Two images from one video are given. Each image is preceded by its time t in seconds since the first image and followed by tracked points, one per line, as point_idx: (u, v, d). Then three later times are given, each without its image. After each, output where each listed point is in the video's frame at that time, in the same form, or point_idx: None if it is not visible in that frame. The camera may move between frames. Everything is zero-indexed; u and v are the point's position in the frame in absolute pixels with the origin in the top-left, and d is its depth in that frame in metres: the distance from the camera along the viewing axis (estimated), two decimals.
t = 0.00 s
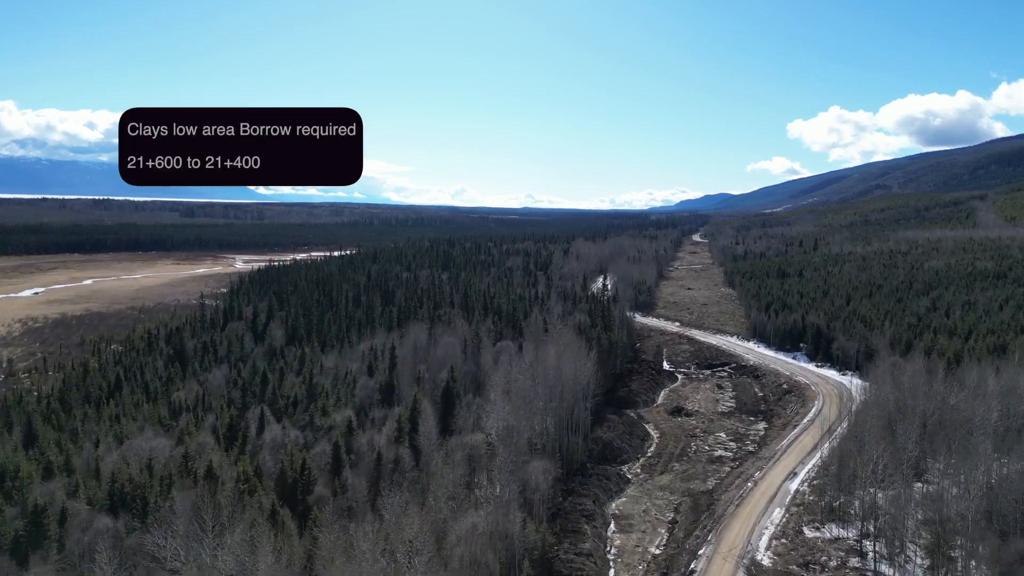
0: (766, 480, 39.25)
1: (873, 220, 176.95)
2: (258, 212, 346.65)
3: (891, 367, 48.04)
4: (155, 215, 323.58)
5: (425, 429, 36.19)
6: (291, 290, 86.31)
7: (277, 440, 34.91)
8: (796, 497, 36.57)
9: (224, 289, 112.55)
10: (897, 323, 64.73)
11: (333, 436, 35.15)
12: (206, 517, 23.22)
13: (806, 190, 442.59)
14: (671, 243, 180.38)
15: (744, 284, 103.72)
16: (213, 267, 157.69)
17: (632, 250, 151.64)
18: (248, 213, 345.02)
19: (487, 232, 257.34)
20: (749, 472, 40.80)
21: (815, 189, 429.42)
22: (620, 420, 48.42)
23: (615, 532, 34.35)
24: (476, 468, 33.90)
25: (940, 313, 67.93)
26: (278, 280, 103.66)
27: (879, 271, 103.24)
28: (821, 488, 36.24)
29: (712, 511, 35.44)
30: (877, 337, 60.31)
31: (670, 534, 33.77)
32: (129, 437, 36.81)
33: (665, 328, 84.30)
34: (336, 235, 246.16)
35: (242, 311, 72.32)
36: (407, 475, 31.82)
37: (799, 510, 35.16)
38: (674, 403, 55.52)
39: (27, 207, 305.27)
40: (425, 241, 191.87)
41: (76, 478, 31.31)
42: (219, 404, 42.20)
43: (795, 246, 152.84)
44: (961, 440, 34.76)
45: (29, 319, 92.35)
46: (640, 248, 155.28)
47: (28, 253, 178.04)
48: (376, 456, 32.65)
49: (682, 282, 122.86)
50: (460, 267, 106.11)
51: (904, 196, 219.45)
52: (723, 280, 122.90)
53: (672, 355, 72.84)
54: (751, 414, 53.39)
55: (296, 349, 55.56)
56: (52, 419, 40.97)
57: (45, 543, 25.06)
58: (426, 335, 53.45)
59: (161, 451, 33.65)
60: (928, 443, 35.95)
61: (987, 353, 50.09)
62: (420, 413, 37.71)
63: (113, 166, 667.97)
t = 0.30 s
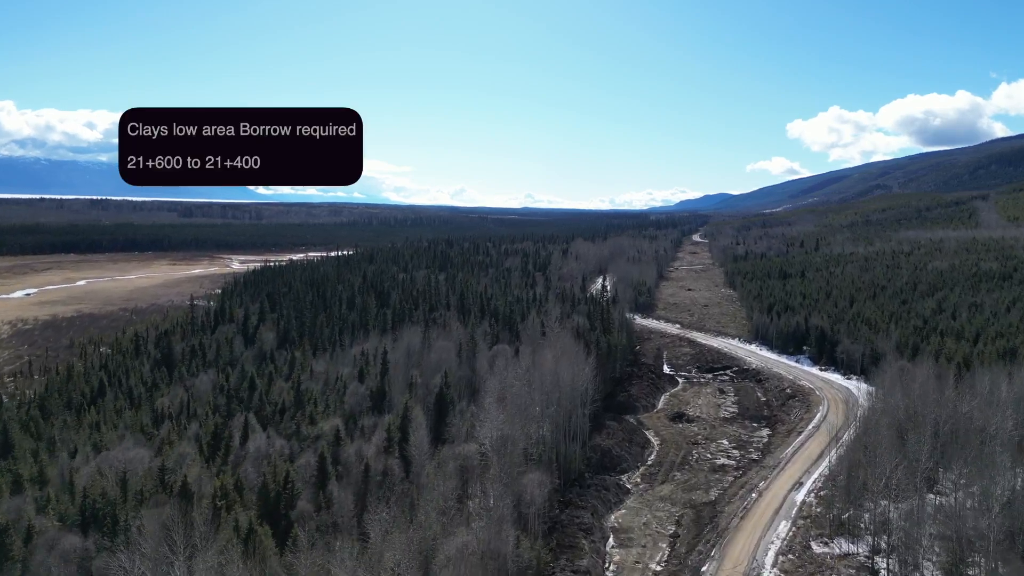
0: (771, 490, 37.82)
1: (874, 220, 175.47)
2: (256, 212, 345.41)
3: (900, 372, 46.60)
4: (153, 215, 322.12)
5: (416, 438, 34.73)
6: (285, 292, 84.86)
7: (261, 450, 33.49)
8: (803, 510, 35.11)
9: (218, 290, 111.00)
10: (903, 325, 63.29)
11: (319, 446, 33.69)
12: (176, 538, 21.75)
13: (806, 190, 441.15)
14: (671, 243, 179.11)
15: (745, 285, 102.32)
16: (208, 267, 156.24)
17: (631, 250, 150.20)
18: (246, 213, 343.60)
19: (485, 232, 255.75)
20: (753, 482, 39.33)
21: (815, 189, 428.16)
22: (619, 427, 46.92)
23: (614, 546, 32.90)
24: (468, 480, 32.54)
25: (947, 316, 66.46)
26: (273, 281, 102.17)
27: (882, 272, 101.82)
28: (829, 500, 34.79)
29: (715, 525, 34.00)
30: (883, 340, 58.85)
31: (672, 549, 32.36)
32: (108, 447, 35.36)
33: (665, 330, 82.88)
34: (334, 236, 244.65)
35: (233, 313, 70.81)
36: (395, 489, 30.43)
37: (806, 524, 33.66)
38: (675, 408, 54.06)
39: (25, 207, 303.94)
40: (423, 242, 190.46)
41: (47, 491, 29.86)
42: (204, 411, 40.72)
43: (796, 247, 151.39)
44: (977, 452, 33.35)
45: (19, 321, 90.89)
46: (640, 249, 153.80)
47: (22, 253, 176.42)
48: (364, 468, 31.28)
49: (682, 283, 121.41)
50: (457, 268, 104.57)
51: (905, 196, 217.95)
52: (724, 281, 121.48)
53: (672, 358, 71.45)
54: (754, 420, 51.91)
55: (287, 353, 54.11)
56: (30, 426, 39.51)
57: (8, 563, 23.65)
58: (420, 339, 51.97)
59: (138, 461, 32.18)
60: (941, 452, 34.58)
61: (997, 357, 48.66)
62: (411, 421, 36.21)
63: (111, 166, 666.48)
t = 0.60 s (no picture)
0: (776, 503, 36.30)
1: (876, 220, 173.91)
2: (254, 212, 344.07)
3: (909, 379, 45.13)
4: (151, 215, 320.86)
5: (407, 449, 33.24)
6: (278, 293, 83.34)
7: (245, 461, 32.03)
8: (811, 523, 33.63)
9: (212, 291, 109.44)
10: (910, 328, 61.79)
11: (305, 458, 32.23)
12: (144, 561, 20.27)
13: (806, 190, 439.61)
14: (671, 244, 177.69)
15: (746, 286, 100.86)
16: (204, 268, 154.75)
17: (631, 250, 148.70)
18: (244, 213, 342.37)
19: (484, 232, 254.26)
20: (758, 493, 37.82)
21: (815, 189, 426.85)
22: (619, 434, 45.42)
23: (613, 563, 31.42)
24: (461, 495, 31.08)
25: (954, 318, 64.98)
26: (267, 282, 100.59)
27: (886, 273, 100.22)
28: (838, 513, 33.28)
29: (719, 539, 32.52)
30: (890, 344, 57.39)
31: (674, 566, 30.85)
32: (85, 458, 33.90)
33: (666, 332, 81.36)
34: (332, 236, 243.09)
35: (225, 316, 69.29)
36: (384, 505, 28.96)
37: (814, 538, 32.20)
38: (676, 414, 52.57)
39: (22, 207, 302.16)
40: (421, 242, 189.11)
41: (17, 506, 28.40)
42: (188, 420, 39.23)
43: (797, 247, 149.91)
44: (995, 465, 31.95)
45: (9, 323, 89.34)
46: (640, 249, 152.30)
47: (17, 254, 174.85)
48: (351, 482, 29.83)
49: (683, 284, 119.91)
50: (454, 269, 103.07)
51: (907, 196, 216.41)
52: (725, 281, 119.94)
53: (673, 361, 69.97)
54: (758, 427, 50.43)
55: (278, 357, 52.58)
56: (6, 436, 38.01)
57: None
58: (414, 343, 50.41)
59: (115, 473, 30.70)
60: (956, 464, 33.13)
61: (1010, 362, 47.17)
62: (402, 431, 34.72)
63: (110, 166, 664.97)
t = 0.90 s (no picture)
0: (783, 515, 34.77)
1: (877, 220, 172.48)
2: (253, 212, 342.68)
3: (918, 385, 43.70)
4: (148, 215, 319.50)
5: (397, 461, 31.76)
6: (272, 295, 81.79)
7: (226, 473, 30.54)
8: (820, 537, 32.13)
9: (206, 292, 107.77)
10: (917, 331, 60.37)
11: (290, 470, 30.75)
12: None
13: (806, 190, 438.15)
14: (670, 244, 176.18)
15: (747, 288, 99.42)
16: (199, 269, 153.04)
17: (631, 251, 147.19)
18: (242, 213, 341.27)
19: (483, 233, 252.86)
20: (763, 505, 36.31)
21: (815, 189, 425.58)
22: (620, 442, 43.91)
23: None
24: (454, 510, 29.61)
25: (962, 321, 63.54)
26: (261, 284, 99.15)
27: (889, 274, 98.74)
28: (848, 527, 31.68)
29: (724, 556, 31.08)
30: (897, 348, 55.97)
31: None
32: (60, 470, 32.40)
33: (666, 334, 79.94)
34: (330, 236, 241.45)
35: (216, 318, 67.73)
36: (372, 523, 27.53)
37: (824, 554, 30.66)
38: (677, 420, 51.10)
39: (19, 207, 300.52)
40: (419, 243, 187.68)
41: None
42: (171, 429, 37.72)
43: (798, 247, 148.47)
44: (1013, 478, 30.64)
45: None
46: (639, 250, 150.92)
47: (11, 255, 173.07)
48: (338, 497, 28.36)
49: (683, 285, 118.44)
50: (451, 270, 101.57)
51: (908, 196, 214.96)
52: (726, 283, 118.46)
53: (674, 364, 68.52)
54: (762, 434, 48.95)
55: (268, 362, 51.09)
56: None
57: None
58: (408, 348, 48.93)
59: (88, 487, 29.20)
60: (972, 477, 31.67)
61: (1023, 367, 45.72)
62: (393, 441, 33.24)
63: (108, 166, 663.44)
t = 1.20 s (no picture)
0: (789, 529, 33.25)
1: (878, 220, 171.17)
2: (250, 212, 341.20)
3: (927, 392, 42.34)
4: (145, 215, 317.70)
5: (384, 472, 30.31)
6: (265, 296, 80.29)
7: (205, 486, 29.07)
8: (828, 553, 30.62)
9: (199, 293, 106.26)
10: (923, 334, 58.95)
11: (272, 484, 29.32)
12: None
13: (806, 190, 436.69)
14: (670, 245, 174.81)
15: (748, 289, 98.06)
16: (194, 270, 151.32)
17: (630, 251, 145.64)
18: (240, 213, 339.76)
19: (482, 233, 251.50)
20: (768, 517, 34.84)
21: (815, 189, 424.11)
22: (618, 451, 42.51)
23: None
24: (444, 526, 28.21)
25: (968, 323, 62.12)
26: (254, 285, 97.59)
27: (892, 275, 97.24)
28: (857, 541, 30.23)
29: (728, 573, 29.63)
30: (903, 352, 54.52)
31: None
32: (32, 482, 30.96)
33: (666, 337, 78.42)
34: (327, 236, 239.84)
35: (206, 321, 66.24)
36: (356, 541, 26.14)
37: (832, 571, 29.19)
38: (678, 427, 49.64)
39: (15, 207, 298.78)
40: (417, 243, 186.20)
41: None
42: (151, 438, 36.26)
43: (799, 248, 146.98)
44: None
45: None
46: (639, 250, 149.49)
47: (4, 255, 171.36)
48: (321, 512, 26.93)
49: (683, 286, 117.04)
50: (448, 271, 100.11)
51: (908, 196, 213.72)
52: (726, 284, 116.98)
53: (674, 368, 67.09)
54: (766, 441, 47.46)
55: (256, 366, 49.62)
56: None
57: None
58: (400, 351, 47.44)
59: (58, 502, 27.75)
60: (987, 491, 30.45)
61: None
62: (380, 452, 31.83)
63: (106, 166, 661.52)
